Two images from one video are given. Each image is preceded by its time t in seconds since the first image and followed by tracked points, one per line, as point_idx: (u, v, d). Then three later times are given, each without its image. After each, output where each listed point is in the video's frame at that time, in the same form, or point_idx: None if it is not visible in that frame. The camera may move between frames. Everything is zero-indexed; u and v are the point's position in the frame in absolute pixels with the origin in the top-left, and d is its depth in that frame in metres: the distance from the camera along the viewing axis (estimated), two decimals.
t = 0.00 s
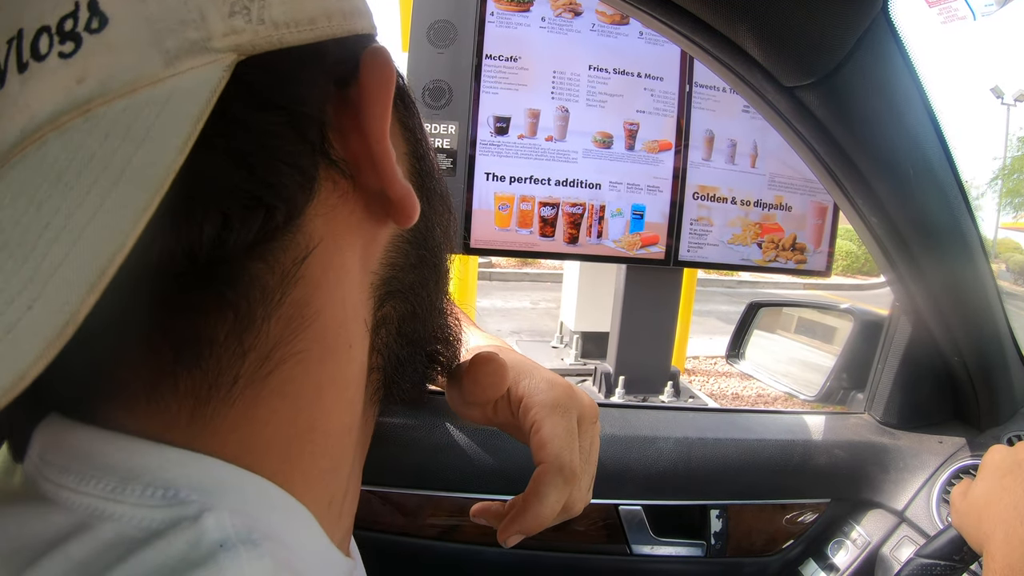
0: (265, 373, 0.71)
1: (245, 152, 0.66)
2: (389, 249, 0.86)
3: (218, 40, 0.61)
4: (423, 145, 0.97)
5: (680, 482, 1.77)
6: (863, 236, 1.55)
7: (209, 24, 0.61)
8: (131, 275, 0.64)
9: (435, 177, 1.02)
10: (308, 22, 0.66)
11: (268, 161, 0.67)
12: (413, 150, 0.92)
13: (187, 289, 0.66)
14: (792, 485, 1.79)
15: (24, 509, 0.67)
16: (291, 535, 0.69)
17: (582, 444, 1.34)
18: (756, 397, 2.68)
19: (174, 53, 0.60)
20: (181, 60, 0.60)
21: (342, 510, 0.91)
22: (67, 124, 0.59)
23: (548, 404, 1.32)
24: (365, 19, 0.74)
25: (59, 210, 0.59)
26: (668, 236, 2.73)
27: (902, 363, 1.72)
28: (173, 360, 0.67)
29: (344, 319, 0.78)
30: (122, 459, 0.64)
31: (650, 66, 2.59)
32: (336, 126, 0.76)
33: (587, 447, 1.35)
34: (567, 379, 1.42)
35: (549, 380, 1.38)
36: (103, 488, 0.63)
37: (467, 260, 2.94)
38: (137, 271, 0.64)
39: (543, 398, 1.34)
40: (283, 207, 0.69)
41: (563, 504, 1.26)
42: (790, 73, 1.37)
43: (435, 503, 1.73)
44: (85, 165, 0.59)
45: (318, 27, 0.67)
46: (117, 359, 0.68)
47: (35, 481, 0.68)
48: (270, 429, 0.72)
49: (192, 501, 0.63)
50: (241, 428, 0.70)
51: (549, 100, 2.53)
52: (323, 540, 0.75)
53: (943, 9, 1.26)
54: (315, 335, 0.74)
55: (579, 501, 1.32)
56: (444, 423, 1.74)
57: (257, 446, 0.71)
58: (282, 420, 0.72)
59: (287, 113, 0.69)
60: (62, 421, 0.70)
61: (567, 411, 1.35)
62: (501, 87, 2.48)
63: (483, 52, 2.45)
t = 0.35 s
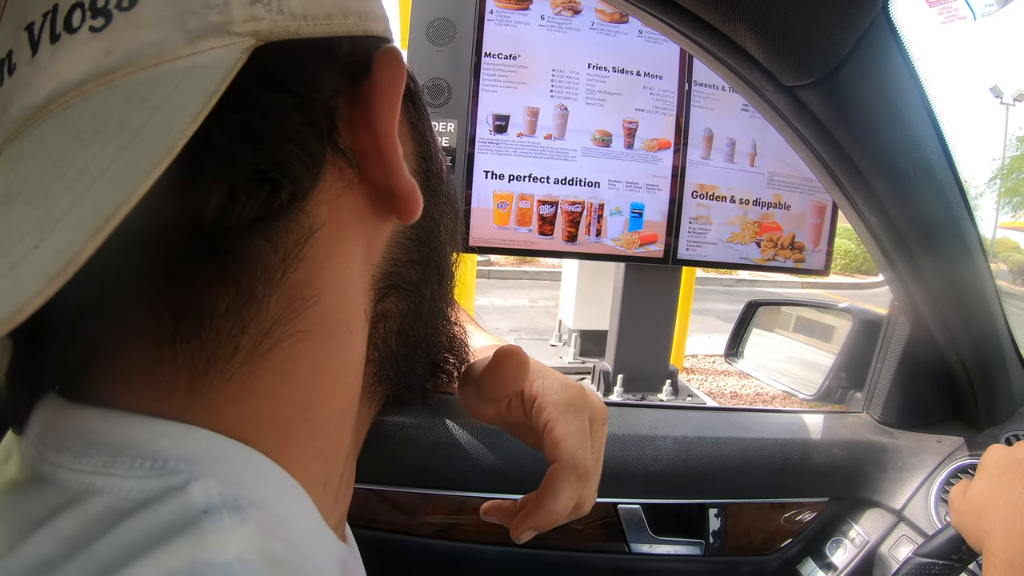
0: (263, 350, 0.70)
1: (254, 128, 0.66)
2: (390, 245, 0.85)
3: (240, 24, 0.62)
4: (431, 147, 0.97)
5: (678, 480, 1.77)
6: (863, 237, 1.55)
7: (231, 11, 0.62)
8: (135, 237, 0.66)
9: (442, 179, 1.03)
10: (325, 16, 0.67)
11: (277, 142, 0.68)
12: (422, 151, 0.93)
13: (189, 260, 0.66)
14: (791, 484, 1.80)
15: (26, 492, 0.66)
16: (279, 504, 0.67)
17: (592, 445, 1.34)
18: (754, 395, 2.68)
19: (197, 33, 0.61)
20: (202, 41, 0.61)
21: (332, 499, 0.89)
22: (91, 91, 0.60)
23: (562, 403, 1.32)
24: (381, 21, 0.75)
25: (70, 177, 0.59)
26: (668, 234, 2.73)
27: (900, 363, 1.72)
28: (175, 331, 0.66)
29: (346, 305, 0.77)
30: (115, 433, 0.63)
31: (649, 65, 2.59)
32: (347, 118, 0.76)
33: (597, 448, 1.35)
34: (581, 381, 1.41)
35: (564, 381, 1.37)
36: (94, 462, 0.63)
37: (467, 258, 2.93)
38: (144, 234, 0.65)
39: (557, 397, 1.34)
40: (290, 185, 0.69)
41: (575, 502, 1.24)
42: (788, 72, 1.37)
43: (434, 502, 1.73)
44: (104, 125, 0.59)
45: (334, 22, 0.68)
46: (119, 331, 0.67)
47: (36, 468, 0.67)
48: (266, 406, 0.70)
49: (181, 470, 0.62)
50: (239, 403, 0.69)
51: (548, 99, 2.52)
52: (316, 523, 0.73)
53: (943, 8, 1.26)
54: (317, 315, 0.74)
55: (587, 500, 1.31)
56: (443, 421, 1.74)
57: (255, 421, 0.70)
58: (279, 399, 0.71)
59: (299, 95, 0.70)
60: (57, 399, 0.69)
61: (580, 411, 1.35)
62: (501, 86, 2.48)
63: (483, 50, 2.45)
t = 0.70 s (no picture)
0: (234, 334, 0.69)
1: (224, 111, 0.67)
2: (380, 235, 0.84)
3: (217, 10, 0.62)
4: (424, 138, 0.97)
5: (677, 479, 1.77)
6: (862, 238, 1.55)
7: None
8: (112, 218, 0.67)
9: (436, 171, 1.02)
10: (307, 3, 0.66)
11: (249, 126, 0.68)
12: (412, 139, 0.92)
13: (165, 244, 0.67)
14: (788, 483, 1.80)
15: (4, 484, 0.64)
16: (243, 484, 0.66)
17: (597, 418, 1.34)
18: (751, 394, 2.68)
19: (172, 18, 0.60)
20: (178, 25, 0.60)
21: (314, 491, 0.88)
22: (71, 76, 0.59)
23: (568, 376, 1.33)
24: (371, 11, 0.74)
25: (38, 155, 0.58)
26: (667, 232, 2.73)
27: (898, 363, 1.73)
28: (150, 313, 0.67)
29: (324, 292, 0.76)
30: (85, 417, 0.63)
31: (648, 63, 2.59)
32: (325, 104, 0.75)
33: (602, 425, 1.35)
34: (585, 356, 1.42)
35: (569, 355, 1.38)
36: (64, 447, 0.62)
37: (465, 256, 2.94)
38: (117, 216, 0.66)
39: (562, 371, 1.34)
40: (257, 168, 0.69)
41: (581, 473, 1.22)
42: (788, 71, 1.37)
43: (432, 501, 1.73)
44: (74, 105, 0.59)
45: (317, 9, 0.67)
46: (97, 316, 0.68)
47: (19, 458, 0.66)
48: (239, 391, 0.70)
49: (146, 451, 0.61)
50: (209, 386, 0.68)
51: (547, 97, 2.52)
52: (288, 507, 0.72)
53: (944, 8, 1.25)
54: (290, 303, 0.73)
55: (593, 475, 1.29)
56: (440, 419, 1.74)
57: (226, 405, 0.69)
58: (251, 384, 0.70)
59: (272, 77, 0.70)
60: (41, 387, 0.70)
61: (585, 385, 1.35)
62: (500, 83, 2.47)
63: (483, 48, 2.44)
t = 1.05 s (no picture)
0: (234, 323, 0.69)
1: (224, 105, 0.67)
2: (366, 227, 0.84)
3: (209, 9, 0.62)
4: (399, 134, 0.97)
5: (675, 480, 1.78)
6: (862, 239, 1.56)
7: None
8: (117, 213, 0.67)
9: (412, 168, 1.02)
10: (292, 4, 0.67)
11: (243, 120, 0.68)
12: (386, 136, 0.91)
13: (164, 236, 0.67)
14: (787, 484, 1.80)
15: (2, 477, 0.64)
16: (242, 465, 0.64)
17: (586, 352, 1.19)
18: (750, 394, 2.68)
19: (168, 16, 0.61)
20: (173, 23, 0.61)
21: (306, 484, 0.87)
22: (68, 72, 0.60)
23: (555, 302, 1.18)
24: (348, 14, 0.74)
25: (43, 145, 0.58)
26: (666, 232, 2.73)
27: (897, 364, 1.73)
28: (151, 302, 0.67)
29: (318, 284, 0.76)
30: (85, 402, 0.62)
31: (648, 63, 2.59)
32: (313, 99, 0.75)
33: (595, 360, 1.19)
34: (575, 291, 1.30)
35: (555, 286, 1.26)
36: (65, 433, 0.61)
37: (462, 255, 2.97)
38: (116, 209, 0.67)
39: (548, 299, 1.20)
40: (255, 159, 0.69)
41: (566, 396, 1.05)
42: (791, 74, 1.37)
43: (431, 500, 1.73)
44: (75, 99, 0.59)
45: (301, 10, 0.68)
46: (97, 305, 0.67)
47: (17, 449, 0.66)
48: (240, 378, 0.69)
49: (144, 433, 0.60)
50: (210, 373, 0.67)
51: (547, 96, 2.52)
52: (287, 496, 0.70)
53: (947, 12, 1.25)
54: (286, 292, 0.72)
55: (581, 411, 1.12)
56: (440, 420, 1.74)
57: (228, 391, 0.68)
58: (251, 372, 0.69)
59: (267, 74, 0.70)
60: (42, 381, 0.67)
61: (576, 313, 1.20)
62: (500, 83, 2.47)
63: (483, 47, 2.44)
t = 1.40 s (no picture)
0: (217, 313, 0.68)
1: (204, 96, 0.67)
2: (354, 221, 0.83)
3: None
4: (390, 128, 0.96)
5: (674, 479, 1.78)
6: (862, 240, 1.55)
7: None
8: (101, 205, 0.67)
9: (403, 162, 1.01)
10: None
11: (221, 112, 0.68)
12: (377, 130, 0.91)
13: (147, 228, 0.67)
14: (785, 485, 1.80)
15: None
16: (219, 451, 0.63)
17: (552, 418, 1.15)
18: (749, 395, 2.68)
19: (148, 8, 0.60)
20: (152, 14, 0.61)
21: (296, 479, 0.85)
22: (48, 65, 0.60)
23: (523, 365, 1.15)
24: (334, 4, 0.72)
25: (20, 133, 0.58)
26: (666, 232, 2.73)
27: (896, 364, 1.73)
28: (134, 291, 0.66)
29: (305, 276, 0.75)
30: (69, 393, 0.62)
31: (648, 63, 2.58)
32: (297, 92, 0.75)
33: (563, 424, 1.15)
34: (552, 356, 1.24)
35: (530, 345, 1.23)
36: (46, 422, 0.61)
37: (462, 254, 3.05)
38: (100, 199, 0.67)
39: (517, 360, 1.17)
40: (235, 151, 0.69)
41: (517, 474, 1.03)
42: (791, 75, 1.38)
43: (430, 500, 1.73)
44: (55, 91, 0.59)
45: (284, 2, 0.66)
46: (84, 296, 0.67)
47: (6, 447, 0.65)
48: (223, 369, 0.68)
49: (122, 420, 0.59)
50: (194, 364, 0.66)
51: (547, 95, 2.52)
52: (272, 486, 0.69)
53: (948, 14, 1.26)
54: (270, 284, 0.71)
55: (538, 480, 1.10)
56: (439, 419, 1.74)
57: (211, 380, 0.67)
58: (235, 362, 0.69)
59: (248, 66, 0.70)
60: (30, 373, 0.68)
61: (545, 377, 1.15)
62: (500, 81, 2.47)
63: (483, 46, 2.44)
